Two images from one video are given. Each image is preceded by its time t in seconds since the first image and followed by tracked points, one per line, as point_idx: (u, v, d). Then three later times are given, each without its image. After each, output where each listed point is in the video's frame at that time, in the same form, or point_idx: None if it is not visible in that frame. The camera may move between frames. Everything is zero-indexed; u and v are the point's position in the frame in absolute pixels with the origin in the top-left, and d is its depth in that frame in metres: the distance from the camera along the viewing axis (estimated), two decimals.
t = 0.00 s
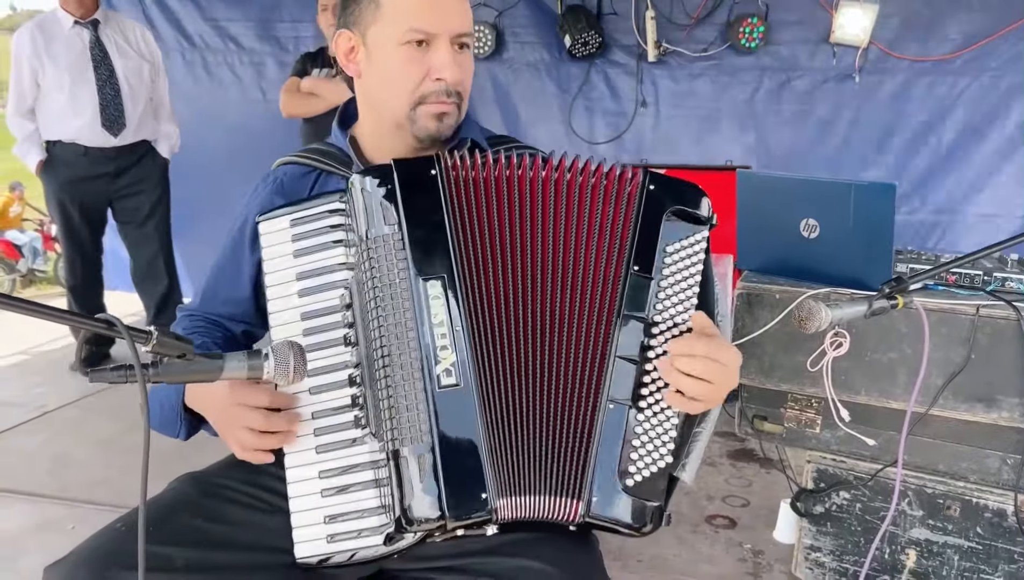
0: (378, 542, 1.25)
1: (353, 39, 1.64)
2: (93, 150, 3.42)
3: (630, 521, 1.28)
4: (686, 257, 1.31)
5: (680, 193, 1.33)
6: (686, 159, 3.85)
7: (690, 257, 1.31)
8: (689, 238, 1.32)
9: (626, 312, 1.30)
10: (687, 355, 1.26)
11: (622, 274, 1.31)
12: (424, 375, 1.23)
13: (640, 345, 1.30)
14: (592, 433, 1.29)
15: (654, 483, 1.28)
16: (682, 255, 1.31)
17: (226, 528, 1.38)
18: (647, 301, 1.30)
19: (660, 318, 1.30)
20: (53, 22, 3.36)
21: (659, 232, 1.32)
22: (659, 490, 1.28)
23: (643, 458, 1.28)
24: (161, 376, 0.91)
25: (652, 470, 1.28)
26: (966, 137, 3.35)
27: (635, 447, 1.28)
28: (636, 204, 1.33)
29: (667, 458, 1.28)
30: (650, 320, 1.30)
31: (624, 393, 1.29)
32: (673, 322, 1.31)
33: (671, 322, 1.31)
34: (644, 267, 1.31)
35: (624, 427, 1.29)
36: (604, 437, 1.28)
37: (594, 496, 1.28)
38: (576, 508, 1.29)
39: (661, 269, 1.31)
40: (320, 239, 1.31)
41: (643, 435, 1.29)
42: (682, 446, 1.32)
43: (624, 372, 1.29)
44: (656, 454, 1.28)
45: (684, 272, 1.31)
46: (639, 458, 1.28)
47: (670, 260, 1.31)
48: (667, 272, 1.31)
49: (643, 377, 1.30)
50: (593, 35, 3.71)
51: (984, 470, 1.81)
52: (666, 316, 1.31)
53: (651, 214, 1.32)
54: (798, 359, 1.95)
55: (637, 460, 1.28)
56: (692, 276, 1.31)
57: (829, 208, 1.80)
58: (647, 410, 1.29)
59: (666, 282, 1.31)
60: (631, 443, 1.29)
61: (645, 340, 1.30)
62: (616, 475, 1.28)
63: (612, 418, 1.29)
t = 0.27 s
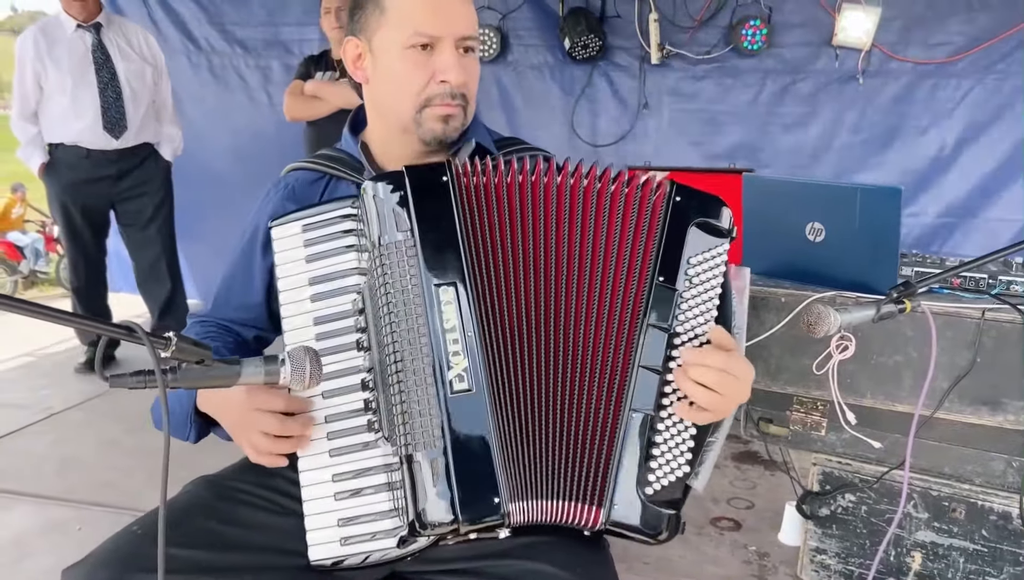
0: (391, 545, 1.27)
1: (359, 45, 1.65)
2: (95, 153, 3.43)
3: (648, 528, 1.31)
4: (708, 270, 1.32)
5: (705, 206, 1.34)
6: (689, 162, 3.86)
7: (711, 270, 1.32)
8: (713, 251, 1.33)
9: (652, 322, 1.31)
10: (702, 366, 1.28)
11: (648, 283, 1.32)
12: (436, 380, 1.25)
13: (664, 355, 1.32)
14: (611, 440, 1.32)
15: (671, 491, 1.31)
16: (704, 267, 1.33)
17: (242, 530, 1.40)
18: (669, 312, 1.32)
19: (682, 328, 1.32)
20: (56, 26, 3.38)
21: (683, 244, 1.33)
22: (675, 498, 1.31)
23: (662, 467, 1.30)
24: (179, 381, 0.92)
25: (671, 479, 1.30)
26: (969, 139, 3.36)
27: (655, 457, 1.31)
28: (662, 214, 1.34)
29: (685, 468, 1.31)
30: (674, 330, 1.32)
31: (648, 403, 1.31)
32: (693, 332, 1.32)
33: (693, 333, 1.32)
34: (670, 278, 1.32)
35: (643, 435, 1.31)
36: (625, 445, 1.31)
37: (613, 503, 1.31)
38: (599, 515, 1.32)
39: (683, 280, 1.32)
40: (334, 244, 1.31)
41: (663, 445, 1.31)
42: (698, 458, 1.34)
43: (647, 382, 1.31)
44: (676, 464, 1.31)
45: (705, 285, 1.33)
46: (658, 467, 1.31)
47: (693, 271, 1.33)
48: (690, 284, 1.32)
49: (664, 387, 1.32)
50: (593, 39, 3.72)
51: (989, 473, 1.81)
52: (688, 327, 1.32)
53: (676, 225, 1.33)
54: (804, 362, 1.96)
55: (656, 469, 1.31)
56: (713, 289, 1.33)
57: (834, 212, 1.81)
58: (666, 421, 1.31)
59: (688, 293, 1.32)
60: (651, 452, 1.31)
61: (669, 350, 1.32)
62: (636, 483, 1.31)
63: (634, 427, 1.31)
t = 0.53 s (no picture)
0: (403, 547, 1.29)
1: (363, 59, 1.67)
2: (99, 157, 3.45)
3: (662, 530, 1.33)
4: (724, 279, 1.33)
5: (721, 214, 1.34)
6: (691, 166, 3.88)
7: (726, 280, 1.33)
8: (727, 260, 1.33)
9: (670, 329, 1.33)
10: (720, 379, 1.28)
11: (666, 290, 1.34)
12: (445, 386, 1.25)
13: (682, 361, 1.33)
14: (628, 443, 1.34)
15: (686, 495, 1.33)
16: (720, 276, 1.33)
17: (256, 532, 1.41)
18: (685, 319, 1.33)
19: (698, 335, 1.33)
20: (61, 32, 3.40)
21: (699, 252, 1.33)
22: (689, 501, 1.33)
23: (680, 470, 1.33)
24: (196, 386, 0.94)
25: (686, 483, 1.33)
26: (970, 143, 3.37)
27: (672, 461, 1.33)
28: (679, 224, 1.34)
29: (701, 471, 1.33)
30: (691, 338, 1.33)
31: (665, 410, 1.33)
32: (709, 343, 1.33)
33: (708, 343, 1.34)
34: (687, 287, 1.33)
35: (660, 441, 1.33)
36: (641, 448, 1.33)
37: (630, 505, 1.34)
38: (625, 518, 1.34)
39: (700, 289, 1.33)
40: (343, 249, 1.33)
41: (679, 451, 1.33)
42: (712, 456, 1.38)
43: (666, 389, 1.33)
44: (692, 467, 1.33)
45: (721, 294, 1.33)
46: (674, 471, 1.33)
47: (709, 280, 1.33)
48: (706, 293, 1.33)
49: (682, 394, 1.33)
50: (596, 42, 3.73)
51: (992, 475, 1.83)
52: (704, 334, 1.33)
53: (694, 235, 1.33)
54: (807, 366, 1.98)
55: (672, 474, 1.33)
56: (728, 299, 1.33)
57: (836, 216, 1.82)
58: (683, 428, 1.33)
59: (704, 301, 1.33)
60: (667, 456, 1.33)
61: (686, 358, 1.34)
62: (652, 486, 1.33)
63: (651, 432, 1.33)
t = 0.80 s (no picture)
0: (408, 552, 1.30)
1: (370, 74, 1.69)
2: (105, 164, 3.48)
3: (663, 526, 1.34)
4: (706, 274, 1.36)
5: (700, 210, 1.37)
6: (693, 173, 3.90)
7: (709, 275, 1.36)
8: (707, 255, 1.36)
9: (656, 327, 1.36)
10: (705, 371, 1.33)
11: (651, 288, 1.37)
12: (440, 393, 1.28)
13: (670, 358, 1.36)
14: (624, 443, 1.35)
15: (685, 489, 1.34)
16: (703, 271, 1.36)
17: (271, 535, 1.43)
18: (670, 317, 1.36)
19: (684, 331, 1.36)
20: (68, 40, 3.43)
21: (680, 249, 1.37)
22: (688, 496, 1.34)
23: (675, 465, 1.34)
24: (213, 390, 0.95)
25: (684, 477, 1.34)
26: (970, 151, 3.40)
27: (667, 457, 1.35)
28: (660, 221, 1.38)
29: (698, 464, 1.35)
30: (678, 334, 1.36)
31: (656, 406, 1.35)
32: (697, 341, 1.37)
33: (695, 336, 1.37)
34: (671, 282, 1.36)
35: (655, 437, 1.35)
36: (637, 446, 1.34)
37: (629, 504, 1.34)
38: (617, 517, 1.35)
39: (683, 285, 1.36)
40: (348, 259, 1.32)
41: (674, 446, 1.35)
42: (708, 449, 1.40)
43: (655, 385, 1.35)
44: (688, 461, 1.35)
45: (704, 288, 1.36)
46: (670, 466, 1.35)
47: (692, 276, 1.36)
48: (689, 290, 1.36)
49: (672, 388, 1.35)
50: (600, 48, 3.77)
51: (995, 481, 1.85)
52: (690, 328, 1.36)
53: (673, 231, 1.37)
54: (811, 372, 1.98)
55: (669, 470, 1.34)
56: (712, 292, 1.36)
57: (839, 224, 1.85)
58: (675, 424, 1.35)
59: (688, 297, 1.36)
60: (663, 452, 1.35)
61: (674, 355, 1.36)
62: (650, 483, 1.34)
63: (645, 429, 1.35)
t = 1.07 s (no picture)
0: (412, 569, 1.29)
1: (381, 95, 1.68)
2: (111, 181, 3.51)
3: (665, 534, 1.33)
4: (690, 278, 1.37)
5: (677, 216, 1.40)
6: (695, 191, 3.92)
7: (693, 279, 1.37)
8: (688, 258, 1.38)
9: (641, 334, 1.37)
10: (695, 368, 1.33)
11: (631, 296, 1.38)
12: (440, 406, 1.28)
13: (656, 364, 1.36)
14: (617, 450, 1.35)
15: (684, 493, 1.33)
16: (686, 275, 1.37)
17: (281, 551, 1.42)
18: (657, 323, 1.37)
19: (671, 335, 1.37)
20: (76, 59, 3.46)
21: (661, 254, 1.39)
22: (689, 500, 1.33)
23: (669, 472, 1.33)
24: (227, 405, 0.96)
25: (681, 482, 1.33)
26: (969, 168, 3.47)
27: (662, 463, 1.34)
28: (635, 229, 1.41)
29: (694, 469, 1.34)
30: (664, 340, 1.37)
31: (646, 412, 1.35)
32: (685, 342, 1.36)
33: (683, 338, 1.37)
34: (650, 289, 1.37)
35: (648, 444, 1.35)
36: (631, 454, 1.34)
37: (626, 512, 1.33)
38: (610, 527, 1.34)
39: (668, 290, 1.37)
40: (350, 277, 1.34)
41: (668, 451, 1.34)
42: (706, 453, 1.39)
43: (642, 391, 1.36)
44: (681, 468, 1.33)
45: (689, 292, 1.37)
46: (666, 473, 1.33)
47: (675, 281, 1.37)
48: (675, 294, 1.37)
49: (661, 393, 1.35)
50: (600, 69, 3.80)
51: (1000, 497, 1.84)
52: (677, 332, 1.36)
53: (652, 237, 1.39)
54: (816, 389, 1.97)
55: (665, 476, 1.33)
56: (696, 294, 1.37)
57: (845, 242, 1.86)
58: (667, 428, 1.35)
59: (673, 302, 1.37)
60: (659, 458, 1.34)
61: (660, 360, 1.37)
62: (647, 490, 1.34)
63: (637, 436, 1.35)
